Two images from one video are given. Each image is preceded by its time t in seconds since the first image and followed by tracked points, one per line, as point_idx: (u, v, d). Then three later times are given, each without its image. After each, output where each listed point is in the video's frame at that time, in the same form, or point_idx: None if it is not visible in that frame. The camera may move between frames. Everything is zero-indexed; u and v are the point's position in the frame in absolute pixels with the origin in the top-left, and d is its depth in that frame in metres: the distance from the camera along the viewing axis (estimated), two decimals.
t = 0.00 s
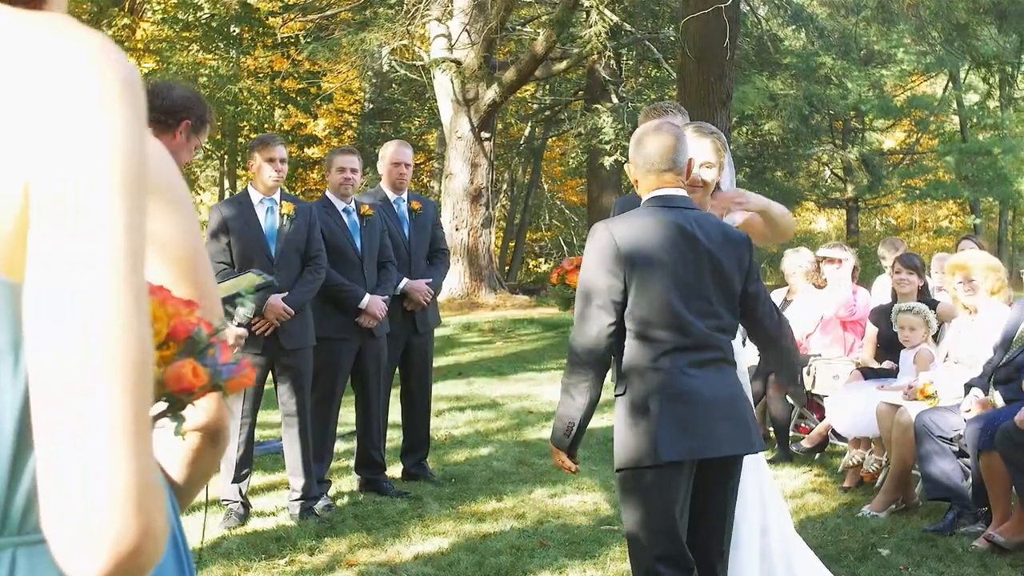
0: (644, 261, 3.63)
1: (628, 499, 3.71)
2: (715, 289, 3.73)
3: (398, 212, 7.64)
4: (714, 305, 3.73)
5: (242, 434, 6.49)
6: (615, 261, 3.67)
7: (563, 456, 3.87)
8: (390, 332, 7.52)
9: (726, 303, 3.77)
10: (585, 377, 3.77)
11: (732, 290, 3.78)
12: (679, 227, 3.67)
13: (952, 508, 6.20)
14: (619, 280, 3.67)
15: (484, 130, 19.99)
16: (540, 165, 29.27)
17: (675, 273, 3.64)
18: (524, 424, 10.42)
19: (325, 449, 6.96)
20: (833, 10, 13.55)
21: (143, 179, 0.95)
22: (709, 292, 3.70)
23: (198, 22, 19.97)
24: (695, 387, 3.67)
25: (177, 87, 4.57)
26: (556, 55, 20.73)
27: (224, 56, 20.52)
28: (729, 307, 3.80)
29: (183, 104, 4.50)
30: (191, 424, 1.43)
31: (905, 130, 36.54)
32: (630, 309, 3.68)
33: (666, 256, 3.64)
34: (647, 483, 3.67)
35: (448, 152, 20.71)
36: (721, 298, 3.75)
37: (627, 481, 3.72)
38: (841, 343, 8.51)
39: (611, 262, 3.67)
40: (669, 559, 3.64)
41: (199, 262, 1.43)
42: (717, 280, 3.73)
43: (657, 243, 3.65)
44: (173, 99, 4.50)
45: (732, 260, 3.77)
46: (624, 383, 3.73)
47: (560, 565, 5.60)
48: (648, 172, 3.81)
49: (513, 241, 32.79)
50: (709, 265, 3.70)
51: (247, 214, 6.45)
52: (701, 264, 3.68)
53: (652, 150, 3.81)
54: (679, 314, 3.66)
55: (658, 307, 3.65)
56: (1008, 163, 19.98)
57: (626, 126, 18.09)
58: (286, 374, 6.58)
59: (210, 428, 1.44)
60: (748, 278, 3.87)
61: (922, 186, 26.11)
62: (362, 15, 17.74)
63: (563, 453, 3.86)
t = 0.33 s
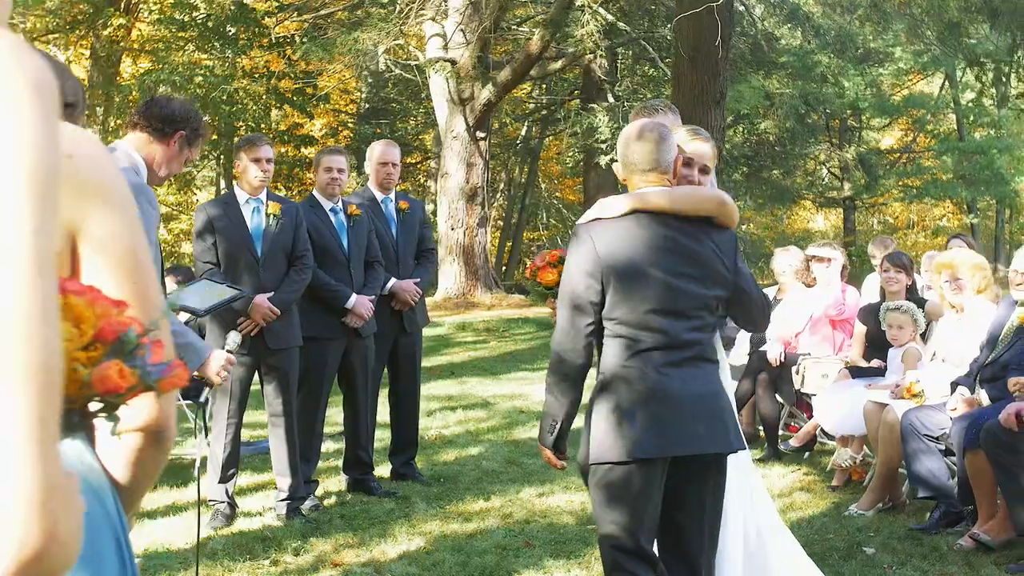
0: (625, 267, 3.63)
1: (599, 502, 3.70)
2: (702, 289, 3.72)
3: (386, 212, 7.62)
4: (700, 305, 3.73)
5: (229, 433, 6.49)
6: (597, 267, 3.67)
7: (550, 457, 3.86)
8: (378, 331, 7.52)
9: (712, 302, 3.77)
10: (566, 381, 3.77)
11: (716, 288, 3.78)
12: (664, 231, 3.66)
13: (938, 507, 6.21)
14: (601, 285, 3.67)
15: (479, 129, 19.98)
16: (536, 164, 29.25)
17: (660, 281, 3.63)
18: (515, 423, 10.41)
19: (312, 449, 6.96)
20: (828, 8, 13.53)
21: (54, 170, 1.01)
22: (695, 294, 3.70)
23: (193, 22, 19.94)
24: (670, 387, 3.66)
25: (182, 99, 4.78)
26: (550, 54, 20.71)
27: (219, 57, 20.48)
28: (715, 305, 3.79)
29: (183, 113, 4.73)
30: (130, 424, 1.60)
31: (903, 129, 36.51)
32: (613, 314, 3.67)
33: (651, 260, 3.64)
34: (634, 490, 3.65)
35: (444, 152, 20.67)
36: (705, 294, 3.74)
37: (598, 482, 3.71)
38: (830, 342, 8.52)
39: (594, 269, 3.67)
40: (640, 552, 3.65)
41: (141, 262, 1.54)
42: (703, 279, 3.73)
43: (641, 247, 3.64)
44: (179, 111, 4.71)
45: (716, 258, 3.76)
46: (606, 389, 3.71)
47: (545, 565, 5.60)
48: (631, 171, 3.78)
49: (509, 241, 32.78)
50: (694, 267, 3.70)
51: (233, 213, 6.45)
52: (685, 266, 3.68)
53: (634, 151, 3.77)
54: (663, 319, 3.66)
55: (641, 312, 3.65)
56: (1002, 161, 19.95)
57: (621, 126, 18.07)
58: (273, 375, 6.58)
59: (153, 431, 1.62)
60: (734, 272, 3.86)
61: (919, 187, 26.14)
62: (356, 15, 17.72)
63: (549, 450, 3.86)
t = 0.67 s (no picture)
0: (592, 268, 3.62)
1: (564, 503, 3.71)
2: (666, 290, 3.74)
3: (371, 212, 7.61)
4: (664, 305, 3.75)
5: (211, 433, 6.48)
6: (564, 267, 3.66)
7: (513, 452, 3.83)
8: (363, 331, 7.50)
9: (674, 302, 3.79)
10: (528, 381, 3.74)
11: (678, 289, 3.81)
12: (633, 232, 3.66)
13: (920, 506, 6.21)
14: (567, 285, 3.66)
15: (478, 129, 19.93)
16: (535, 164, 29.23)
17: (627, 281, 3.64)
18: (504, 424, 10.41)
19: (295, 450, 6.95)
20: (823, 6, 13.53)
21: None
22: (659, 295, 3.72)
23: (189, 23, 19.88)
24: (638, 387, 3.67)
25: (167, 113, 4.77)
26: (549, 54, 20.67)
27: (217, 57, 20.40)
28: (678, 305, 3.82)
29: (167, 125, 4.73)
30: (47, 424, 1.89)
31: (903, 129, 36.46)
32: (578, 313, 3.67)
33: (619, 261, 3.64)
34: (603, 493, 3.66)
35: (441, 152, 20.60)
36: (669, 295, 3.76)
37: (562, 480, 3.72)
38: (818, 342, 8.51)
39: (561, 269, 3.66)
40: (610, 552, 3.68)
41: (55, 260, 1.86)
42: (667, 280, 3.75)
43: (610, 248, 3.64)
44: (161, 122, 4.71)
45: (679, 260, 3.79)
46: (574, 388, 3.70)
47: (523, 565, 5.60)
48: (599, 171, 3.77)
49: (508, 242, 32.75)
50: (657, 270, 3.72)
51: (216, 215, 6.43)
52: (650, 267, 3.70)
53: (603, 152, 3.76)
54: (629, 320, 3.67)
55: (607, 314, 3.65)
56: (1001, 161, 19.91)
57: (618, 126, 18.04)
58: (255, 376, 6.55)
59: (67, 430, 1.90)
60: (698, 271, 3.89)
61: (917, 187, 26.12)
62: (351, 15, 17.65)
63: (512, 449, 3.83)
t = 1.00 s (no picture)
0: (552, 272, 3.72)
1: (521, 503, 3.80)
2: (625, 293, 3.85)
3: (353, 214, 7.59)
4: (623, 308, 3.86)
5: (190, 436, 6.51)
6: (526, 270, 3.74)
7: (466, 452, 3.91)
8: (344, 333, 7.49)
9: (633, 305, 3.89)
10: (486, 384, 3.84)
11: (638, 292, 3.91)
12: (593, 236, 3.76)
13: (897, 509, 6.23)
14: (528, 288, 3.75)
15: (475, 130, 19.87)
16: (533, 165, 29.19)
17: (587, 285, 3.74)
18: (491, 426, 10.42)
19: (275, 452, 6.97)
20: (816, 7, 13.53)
21: None
22: (618, 298, 3.82)
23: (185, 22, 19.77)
24: (596, 391, 3.77)
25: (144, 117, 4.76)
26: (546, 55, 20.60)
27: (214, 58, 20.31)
28: (637, 308, 3.92)
29: (145, 130, 4.69)
30: None
31: (903, 130, 36.43)
32: (539, 316, 3.76)
33: (579, 264, 3.74)
34: (560, 494, 3.75)
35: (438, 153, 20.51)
36: (628, 299, 3.87)
37: (519, 482, 3.80)
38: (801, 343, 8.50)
39: (522, 273, 3.74)
40: (565, 550, 3.75)
41: None
42: (626, 284, 3.85)
43: (570, 252, 3.74)
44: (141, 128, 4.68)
45: (639, 263, 3.89)
46: (532, 391, 3.80)
47: (496, 569, 5.63)
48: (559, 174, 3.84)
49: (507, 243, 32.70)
50: (618, 274, 3.82)
51: (194, 218, 6.44)
52: (610, 272, 3.80)
53: (563, 158, 3.82)
54: (589, 323, 3.77)
55: (567, 315, 3.75)
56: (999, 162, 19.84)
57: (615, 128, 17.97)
58: (234, 379, 6.55)
59: None
60: (657, 276, 4.00)
61: (917, 187, 26.04)
62: (347, 16, 17.55)
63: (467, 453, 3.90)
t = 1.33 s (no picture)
0: (522, 274, 3.74)
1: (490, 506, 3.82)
2: (596, 297, 3.87)
3: (338, 218, 7.61)
4: (594, 310, 3.87)
5: (172, 439, 6.52)
6: (496, 274, 3.76)
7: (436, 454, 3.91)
8: (328, 337, 7.51)
9: (604, 308, 3.91)
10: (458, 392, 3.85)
11: (608, 295, 3.93)
12: (562, 240, 3.78)
13: (875, 512, 6.26)
14: (500, 291, 3.77)
15: (472, 132, 19.78)
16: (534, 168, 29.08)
17: (556, 288, 3.75)
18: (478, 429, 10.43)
19: (259, 455, 7.00)
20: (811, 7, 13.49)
21: None
22: (589, 301, 3.84)
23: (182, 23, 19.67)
24: (564, 394, 3.80)
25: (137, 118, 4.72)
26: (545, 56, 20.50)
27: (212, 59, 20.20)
28: (608, 312, 3.94)
29: (117, 122, 4.60)
30: None
31: (904, 132, 36.36)
32: (510, 319, 3.78)
33: (548, 267, 3.75)
34: (526, 495, 3.77)
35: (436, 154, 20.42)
36: (597, 303, 3.88)
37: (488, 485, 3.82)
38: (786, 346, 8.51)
39: (492, 276, 3.76)
40: (531, 551, 3.77)
41: None
42: (597, 288, 3.87)
43: (539, 255, 3.76)
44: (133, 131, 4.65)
45: (610, 267, 3.91)
46: (501, 395, 3.82)
47: (475, 571, 5.67)
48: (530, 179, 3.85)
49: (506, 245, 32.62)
50: (589, 277, 3.84)
51: (176, 221, 6.47)
52: (580, 276, 3.81)
53: (532, 162, 3.83)
54: (558, 326, 3.79)
55: (537, 317, 3.77)
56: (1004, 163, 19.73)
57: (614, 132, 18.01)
58: (217, 382, 6.58)
59: None
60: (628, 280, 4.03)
61: (918, 189, 25.96)
62: (344, 17, 17.43)
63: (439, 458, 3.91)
